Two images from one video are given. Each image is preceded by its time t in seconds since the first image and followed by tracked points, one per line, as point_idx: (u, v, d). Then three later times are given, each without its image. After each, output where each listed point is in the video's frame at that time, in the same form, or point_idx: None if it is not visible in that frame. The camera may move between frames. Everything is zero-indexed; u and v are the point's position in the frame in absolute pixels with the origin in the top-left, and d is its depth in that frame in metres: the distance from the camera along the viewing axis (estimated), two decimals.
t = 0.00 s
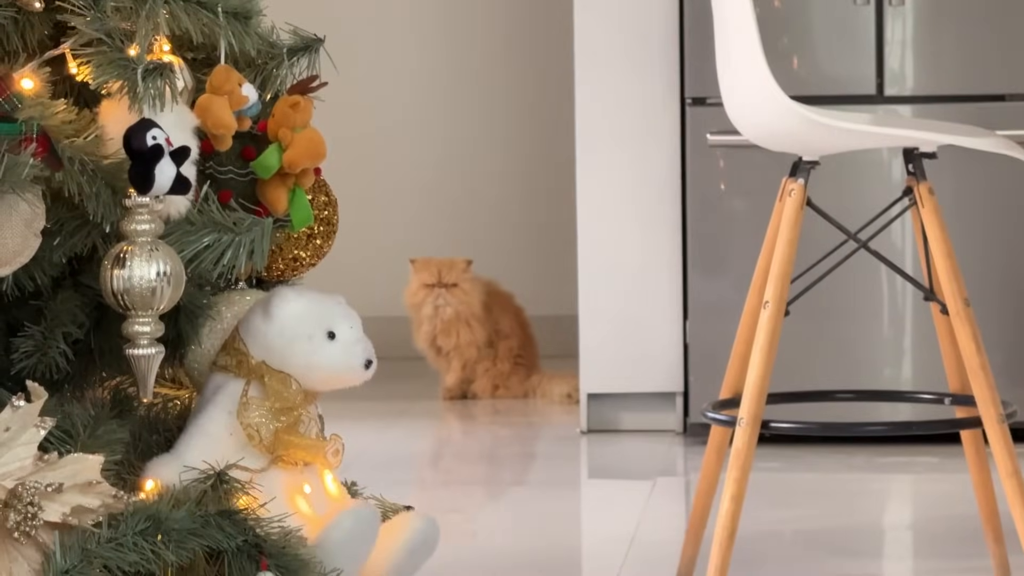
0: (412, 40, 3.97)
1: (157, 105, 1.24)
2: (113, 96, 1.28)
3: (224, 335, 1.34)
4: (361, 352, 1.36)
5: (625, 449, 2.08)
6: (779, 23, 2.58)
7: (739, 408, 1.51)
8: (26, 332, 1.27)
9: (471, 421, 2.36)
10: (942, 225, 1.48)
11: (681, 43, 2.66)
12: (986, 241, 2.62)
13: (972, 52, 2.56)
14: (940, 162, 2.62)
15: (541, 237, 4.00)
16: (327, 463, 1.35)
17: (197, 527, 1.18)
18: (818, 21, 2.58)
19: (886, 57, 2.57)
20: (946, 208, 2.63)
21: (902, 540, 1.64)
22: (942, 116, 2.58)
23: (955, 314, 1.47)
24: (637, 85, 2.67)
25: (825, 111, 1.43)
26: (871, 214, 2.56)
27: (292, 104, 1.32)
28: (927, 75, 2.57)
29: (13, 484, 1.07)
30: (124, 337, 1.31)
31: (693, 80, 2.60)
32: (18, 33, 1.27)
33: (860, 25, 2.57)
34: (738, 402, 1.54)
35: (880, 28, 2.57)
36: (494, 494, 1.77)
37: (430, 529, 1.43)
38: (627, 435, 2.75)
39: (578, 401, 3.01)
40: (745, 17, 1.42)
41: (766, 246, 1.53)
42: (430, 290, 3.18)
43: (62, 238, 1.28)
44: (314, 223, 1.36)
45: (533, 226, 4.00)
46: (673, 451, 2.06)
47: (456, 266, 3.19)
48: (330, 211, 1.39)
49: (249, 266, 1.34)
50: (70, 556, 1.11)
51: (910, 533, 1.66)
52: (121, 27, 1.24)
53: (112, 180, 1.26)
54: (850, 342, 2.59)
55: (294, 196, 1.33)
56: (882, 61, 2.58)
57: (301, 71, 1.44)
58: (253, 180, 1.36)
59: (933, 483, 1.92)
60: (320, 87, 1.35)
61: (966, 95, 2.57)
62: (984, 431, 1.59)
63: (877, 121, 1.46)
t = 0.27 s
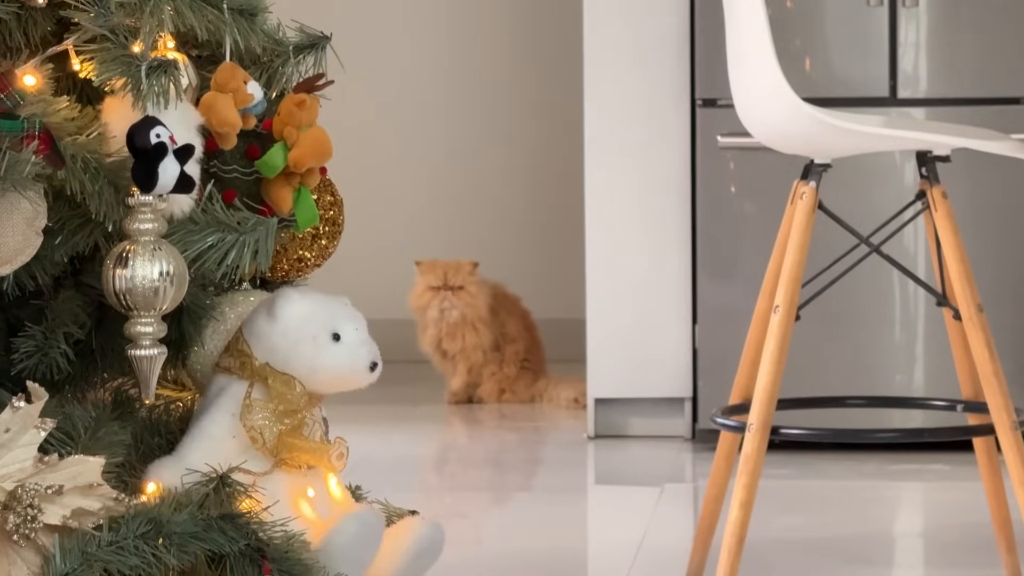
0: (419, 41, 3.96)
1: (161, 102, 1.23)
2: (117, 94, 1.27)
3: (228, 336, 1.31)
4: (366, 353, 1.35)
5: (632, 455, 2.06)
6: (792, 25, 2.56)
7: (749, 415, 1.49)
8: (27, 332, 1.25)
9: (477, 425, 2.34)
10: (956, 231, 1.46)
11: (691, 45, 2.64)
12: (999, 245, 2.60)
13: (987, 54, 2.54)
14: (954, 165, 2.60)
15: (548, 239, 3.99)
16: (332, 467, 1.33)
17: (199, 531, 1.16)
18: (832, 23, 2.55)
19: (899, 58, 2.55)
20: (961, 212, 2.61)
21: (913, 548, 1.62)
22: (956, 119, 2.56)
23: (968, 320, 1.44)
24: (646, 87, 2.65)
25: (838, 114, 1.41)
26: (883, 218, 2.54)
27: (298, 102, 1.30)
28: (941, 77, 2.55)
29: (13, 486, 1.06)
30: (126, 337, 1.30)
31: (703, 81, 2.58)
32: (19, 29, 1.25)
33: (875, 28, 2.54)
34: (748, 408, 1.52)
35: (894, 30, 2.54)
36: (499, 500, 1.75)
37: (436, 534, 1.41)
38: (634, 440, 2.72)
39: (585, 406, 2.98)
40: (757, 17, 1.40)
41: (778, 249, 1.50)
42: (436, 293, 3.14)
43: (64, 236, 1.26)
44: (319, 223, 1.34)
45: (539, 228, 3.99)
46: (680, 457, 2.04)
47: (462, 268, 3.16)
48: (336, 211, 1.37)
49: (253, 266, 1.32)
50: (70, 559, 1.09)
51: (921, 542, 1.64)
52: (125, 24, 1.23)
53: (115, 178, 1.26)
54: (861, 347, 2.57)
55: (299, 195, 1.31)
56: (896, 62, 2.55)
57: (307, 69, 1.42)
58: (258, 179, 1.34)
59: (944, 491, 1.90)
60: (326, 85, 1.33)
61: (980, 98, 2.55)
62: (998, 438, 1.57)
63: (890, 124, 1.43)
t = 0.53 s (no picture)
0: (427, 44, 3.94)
1: (161, 96, 1.20)
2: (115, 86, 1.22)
3: (228, 336, 1.27)
4: (370, 355, 1.31)
5: (641, 462, 2.02)
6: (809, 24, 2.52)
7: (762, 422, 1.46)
8: (21, 331, 1.21)
9: (483, 432, 2.31)
10: (976, 234, 1.42)
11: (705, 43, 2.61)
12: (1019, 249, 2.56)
13: (1007, 54, 2.51)
14: (974, 166, 2.56)
15: (558, 242, 3.94)
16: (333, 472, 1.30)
17: (197, 537, 1.13)
18: (851, 20, 2.51)
19: (919, 56, 2.51)
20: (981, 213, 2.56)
21: (931, 559, 1.58)
22: (976, 119, 2.52)
23: (989, 325, 1.40)
24: (660, 85, 2.62)
25: (855, 112, 1.38)
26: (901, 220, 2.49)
27: (300, 96, 1.27)
28: (962, 76, 2.52)
29: (7, 489, 1.03)
30: (123, 337, 1.26)
31: (717, 80, 2.55)
32: (14, 19, 1.22)
33: (894, 25, 2.50)
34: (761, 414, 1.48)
35: (914, 28, 2.51)
36: (504, 509, 1.71)
37: (440, 542, 1.37)
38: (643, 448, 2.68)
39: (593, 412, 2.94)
40: (773, 13, 1.36)
41: (793, 251, 1.46)
42: (441, 294, 3.10)
43: (59, 233, 1.23)
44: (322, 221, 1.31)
45: (549, 230, 3.94)
46: (691, 465, 2.00)
47: (468, 269, 3.11)
48: (339, 209, 1.34)
49: (254, 264, 1.29)
50: (64, 565, 1.05)
51: (939, 553, 1.60)
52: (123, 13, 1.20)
53: (113, 173, 1.22)
54: (878, 352, 2.53)
55: (302, 192, 1.28)
56: (915, 60, 2.52)
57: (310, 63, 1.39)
58: (260, 176, 1.31)
59: (961, 501, 1.86)
60: (330, 79, 1.30)
61: (1000, 98, 2.52)
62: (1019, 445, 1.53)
63: (909, 123, 1.40)
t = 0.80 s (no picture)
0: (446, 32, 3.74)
1: (179, 84, 1.16)
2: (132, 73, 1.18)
3: (247, 336, 1.23)
4: (395, 354, 1.26)
5: (670, 468, 1.97)
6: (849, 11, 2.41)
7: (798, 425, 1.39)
8: (34, 328, 1.17)
9: (506, 435, 2.26)
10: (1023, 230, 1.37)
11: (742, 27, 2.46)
12: None
13: None
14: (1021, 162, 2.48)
15: (585, 240, 3.75)
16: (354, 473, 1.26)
17: (214, 541, 1.08)
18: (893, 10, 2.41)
19: (963, 47, 2.40)
20: None
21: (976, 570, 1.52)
22: None
23: None
24: (694, 75, 2.48)
25: (897, 105, 1.33)
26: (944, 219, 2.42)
27: (324, 85, 1.23)
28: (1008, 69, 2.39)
29: (18, 491, 0.99)
30: (138, 334, 1.22)
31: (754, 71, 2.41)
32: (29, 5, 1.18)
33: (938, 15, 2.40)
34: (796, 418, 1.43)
35: (958, 19, 2.40)
36: (531, 514, 1.66)
37: (467, 547, 1.32)
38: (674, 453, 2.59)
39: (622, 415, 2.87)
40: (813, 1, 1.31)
41: (831, 251, 1.42)
42: (465, 292, 3.03)
43: (73, 227, 1.18)
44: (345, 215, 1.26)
45: (575, 228, 3.75)
46: (722, 471, 1.94)
47: (494, 267, 3.04)
48: (363, 202, 1.29)
49: (274, 260, 1.24)
50: (77, 569, 1.01)
51: (985, 564, 1.54)
52: None
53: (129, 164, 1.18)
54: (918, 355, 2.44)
55: (324, 185, 1.23)
56: (960, 52, 2.40)
57: (334, 50, 1.35)
58: (281, 168, 1.26)
59: (1005, 510, 1.80)
60: (354, 67, 1.25)
61: None
62: None
63: (954, 116, 1.34)
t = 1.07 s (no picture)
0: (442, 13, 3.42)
1: (167, 68, 1.09)
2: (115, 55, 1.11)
3: (237, 336, 1.15)
4: (395, 356, 1.18)
5: (684, 479, 1.89)
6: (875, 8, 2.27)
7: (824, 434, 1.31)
8: (11, 326, 1.09)
9: (512, 443, 2.18)
10: None
11: None
12: None
13: None
14: None
15: (594, 241, 3.43)
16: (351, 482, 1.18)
17: (202, 555, 1.01)
18: None
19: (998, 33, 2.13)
20: None
21: None
22: None
23: None
24: (717, 50, 2.19)
25: (930, 95, 1.25)
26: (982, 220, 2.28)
27: (321, 69, 1.15)
28: None
29: None
30: (123, 334, 1.15)
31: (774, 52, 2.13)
32: None
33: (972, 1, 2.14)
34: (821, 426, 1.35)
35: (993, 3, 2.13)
36: (539, 527, 1.58)
37: (474, 561, 1.24)
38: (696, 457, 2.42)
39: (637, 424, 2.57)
40: None
41: (857, 252, 1.34)
42: (469, 292, 2.72)
43: (54, 219, 1.11)
44: (343, 207, 1.19)
45: (583, 227, 3.43)
46: (741, 483, 1.87)
47: (500, 264, 2.73)
48: (362, 194, 1.22)
49: (267, 255, 1.17)
50: None
51: None
52: None
53: (113, 153, 1.10)
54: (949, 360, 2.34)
55: (321, 175, 1.16)
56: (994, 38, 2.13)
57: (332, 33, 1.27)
58: (275, 157, 1.19)
59: None
60: (354, 51, 1.18)
61: None
62: None
63: (989, 106, 1.26)
